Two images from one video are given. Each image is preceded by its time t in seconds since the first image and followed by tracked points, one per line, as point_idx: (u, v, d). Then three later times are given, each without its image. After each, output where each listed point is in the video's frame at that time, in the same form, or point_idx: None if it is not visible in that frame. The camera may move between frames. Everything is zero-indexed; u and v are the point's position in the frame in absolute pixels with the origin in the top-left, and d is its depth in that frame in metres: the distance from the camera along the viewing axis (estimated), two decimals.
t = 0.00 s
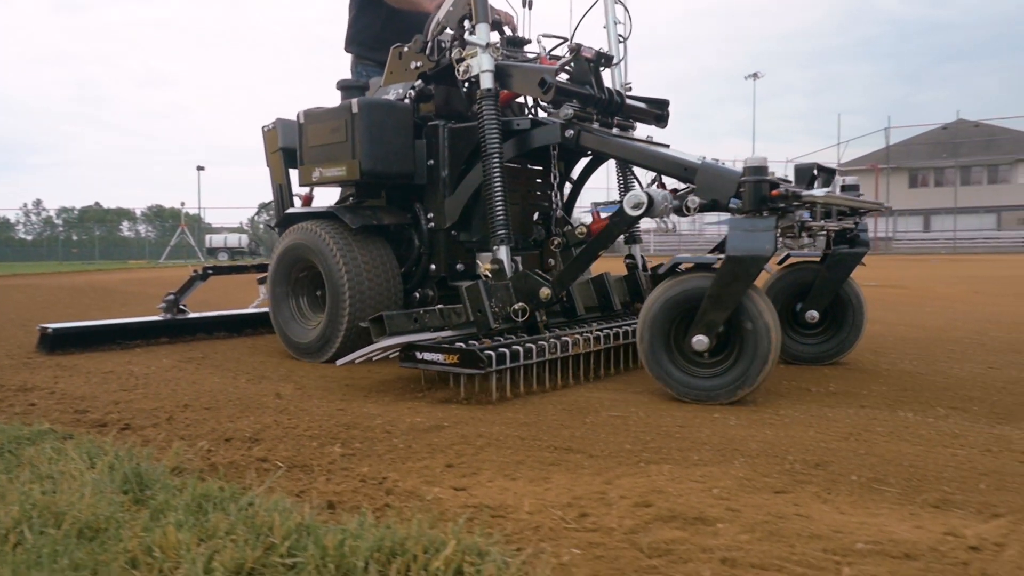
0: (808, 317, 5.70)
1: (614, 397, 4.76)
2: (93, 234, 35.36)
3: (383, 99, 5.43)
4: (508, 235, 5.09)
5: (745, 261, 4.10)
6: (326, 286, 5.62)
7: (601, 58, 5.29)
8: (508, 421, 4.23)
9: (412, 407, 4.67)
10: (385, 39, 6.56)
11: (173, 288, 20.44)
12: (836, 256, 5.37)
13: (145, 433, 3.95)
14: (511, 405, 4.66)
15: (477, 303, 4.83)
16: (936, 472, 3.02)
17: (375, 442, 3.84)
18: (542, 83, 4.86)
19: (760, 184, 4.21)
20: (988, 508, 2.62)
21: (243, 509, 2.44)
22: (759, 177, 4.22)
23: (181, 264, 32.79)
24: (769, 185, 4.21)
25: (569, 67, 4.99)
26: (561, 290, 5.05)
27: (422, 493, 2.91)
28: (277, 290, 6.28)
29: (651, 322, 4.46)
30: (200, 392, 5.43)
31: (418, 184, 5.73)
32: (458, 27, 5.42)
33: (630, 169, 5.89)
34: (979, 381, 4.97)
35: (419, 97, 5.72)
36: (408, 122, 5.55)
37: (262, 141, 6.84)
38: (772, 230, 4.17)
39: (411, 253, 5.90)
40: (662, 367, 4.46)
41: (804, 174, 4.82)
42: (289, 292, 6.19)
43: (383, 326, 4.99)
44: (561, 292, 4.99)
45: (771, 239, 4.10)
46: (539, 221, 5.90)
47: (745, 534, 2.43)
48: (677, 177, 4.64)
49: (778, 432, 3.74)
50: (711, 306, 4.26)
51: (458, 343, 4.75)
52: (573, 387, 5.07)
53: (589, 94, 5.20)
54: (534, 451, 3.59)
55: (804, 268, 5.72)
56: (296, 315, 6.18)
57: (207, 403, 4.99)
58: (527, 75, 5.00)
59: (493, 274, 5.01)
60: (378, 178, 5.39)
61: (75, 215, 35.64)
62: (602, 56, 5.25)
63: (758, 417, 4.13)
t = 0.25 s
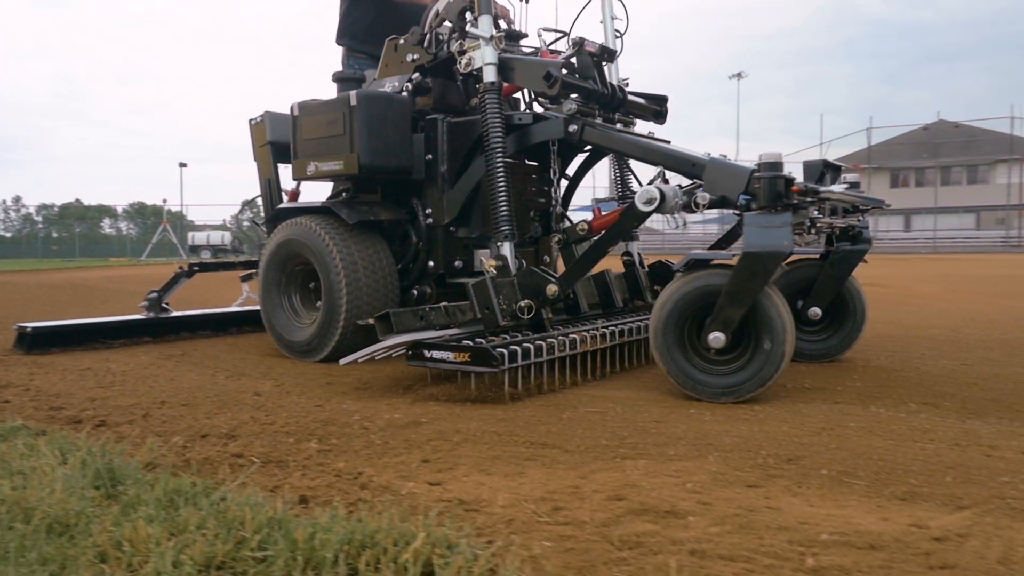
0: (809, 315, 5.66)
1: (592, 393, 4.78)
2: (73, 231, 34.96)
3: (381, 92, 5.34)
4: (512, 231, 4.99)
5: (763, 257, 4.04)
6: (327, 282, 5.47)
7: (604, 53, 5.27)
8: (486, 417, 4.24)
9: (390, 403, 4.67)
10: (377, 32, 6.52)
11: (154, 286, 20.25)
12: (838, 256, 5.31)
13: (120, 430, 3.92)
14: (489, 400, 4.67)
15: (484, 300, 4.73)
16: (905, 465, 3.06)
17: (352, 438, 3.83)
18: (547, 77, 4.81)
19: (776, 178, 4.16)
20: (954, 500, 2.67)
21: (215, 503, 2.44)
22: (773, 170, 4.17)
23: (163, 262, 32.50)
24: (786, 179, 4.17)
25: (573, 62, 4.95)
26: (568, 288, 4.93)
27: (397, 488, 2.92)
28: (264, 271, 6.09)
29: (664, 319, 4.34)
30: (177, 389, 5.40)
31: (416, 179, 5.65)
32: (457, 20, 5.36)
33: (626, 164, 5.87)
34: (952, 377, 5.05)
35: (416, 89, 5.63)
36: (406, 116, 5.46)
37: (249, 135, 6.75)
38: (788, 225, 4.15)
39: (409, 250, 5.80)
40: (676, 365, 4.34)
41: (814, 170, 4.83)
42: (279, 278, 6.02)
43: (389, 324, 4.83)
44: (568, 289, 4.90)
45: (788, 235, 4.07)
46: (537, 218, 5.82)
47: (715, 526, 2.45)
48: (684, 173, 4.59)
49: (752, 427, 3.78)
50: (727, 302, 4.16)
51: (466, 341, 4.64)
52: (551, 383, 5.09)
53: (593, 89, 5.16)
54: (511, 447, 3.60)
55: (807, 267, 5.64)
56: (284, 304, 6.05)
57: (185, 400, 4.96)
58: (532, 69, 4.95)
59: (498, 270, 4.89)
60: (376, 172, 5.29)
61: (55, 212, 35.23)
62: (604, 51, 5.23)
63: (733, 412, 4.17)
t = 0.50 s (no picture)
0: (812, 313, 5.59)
1: (569, 389, 4.81)
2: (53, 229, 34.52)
3: (380, 85, 5.24)
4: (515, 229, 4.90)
5: (781, 255, 3.96)
6: (325, 285, 5.34)
7: (608, 49, 5.28)
8: (464, 413, 4.25)
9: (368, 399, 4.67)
10: (369, 26, 6.48)
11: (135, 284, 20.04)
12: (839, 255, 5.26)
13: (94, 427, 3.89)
14: (468, 397, 4.67)
15: (491, 299, 4.66)
16: (875, 461, 3.10)
17: (328, 434, 3.83)
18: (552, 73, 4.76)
19: (790, 177, 4.09)
20: (920, 494, 2.71)
21: (186, 499, 2.43)
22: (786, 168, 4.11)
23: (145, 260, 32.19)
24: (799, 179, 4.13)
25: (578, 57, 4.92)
26: (573, 285, 4.94)
27: (371, 484, 2.92)
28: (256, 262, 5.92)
29: (678, 319, 4.25)
30: (153, 386, 5.36)
31: (414, 175, 5.51)
32: (457, 14, 5.27)
33: (624, 162, 5.83)
34: (925, 375, 5.11)
35: (414, 83, 5.52)
36: (405, 111, 5.37)
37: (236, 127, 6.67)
38: (805, 222, 4.06)
39: (406, 249, 5.68)
40: (690, 365, 4.26)
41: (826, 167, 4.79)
42: (273, 272, 5.86)
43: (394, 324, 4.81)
44: (574, 287, 4.86)
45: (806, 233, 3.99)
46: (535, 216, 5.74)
47: (686, 520, 2.47)
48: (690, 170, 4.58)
49: (726, 423, 3.81)
50: (743, 301, 4.10)
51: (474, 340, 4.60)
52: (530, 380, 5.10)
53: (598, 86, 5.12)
54: (487, 443, 3.61)
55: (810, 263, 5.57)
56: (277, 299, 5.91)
57: (161, 398, 4.94)
58: (536, 64, 4.90)
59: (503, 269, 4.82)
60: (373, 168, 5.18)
61: (34, 209, 34.81)
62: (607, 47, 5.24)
63: (709, 409, 4.19)
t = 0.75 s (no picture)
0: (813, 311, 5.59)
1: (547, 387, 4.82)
2: (32, 227, 34.11)
3: (381, 81, 5.14)
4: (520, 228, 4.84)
5: (798, 255, 3.98)
6: (325, 294, 5.22)
7: (611, 48, 5.22)
8: (441, 412, 4.25)
9: (345, 398, 4.66)
10: (361, 20, 6.47)
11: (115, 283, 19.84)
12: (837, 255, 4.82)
13: (67, 427, 3.86)
14: (445, 395, 4.67)
15: (502, 298, 4.64)
16: (846, 457, 3.14)
17: (304, 433, 3.82)
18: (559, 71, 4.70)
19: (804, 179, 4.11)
20: (887, 490, 2.75)
21: (156, 497, 2.42)
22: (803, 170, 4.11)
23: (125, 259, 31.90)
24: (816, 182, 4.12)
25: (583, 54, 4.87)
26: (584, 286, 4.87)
27: (345, 482, 2.92)
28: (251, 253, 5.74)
29: (694, 319, 4.21)
30: (129, 386, 5.31)
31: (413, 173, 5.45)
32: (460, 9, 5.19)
33: (621, 161, 5.82)
34: (899, 373, 5.18)
35: (413, 80, 5.48)
36: (404, 107, 5.30)
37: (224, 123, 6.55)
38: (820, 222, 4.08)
39: (406, 248, 5.60)
40: (706, 366, 4.22)
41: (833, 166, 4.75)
42: (268, 267, 5.69)
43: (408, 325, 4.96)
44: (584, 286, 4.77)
45: (823, 231, 4.01)
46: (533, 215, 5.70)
47: (657, 516, 2.49)
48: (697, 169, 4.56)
49: (700, 421, 3.84)
50: (761, 300, 4.06)
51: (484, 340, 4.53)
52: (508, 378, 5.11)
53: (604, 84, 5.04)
54: (464, 441, 3.61)
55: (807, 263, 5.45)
56: (270, 294, 5.76)
57: (137, 397, 4.90)
58: (542, 61, 4.84)
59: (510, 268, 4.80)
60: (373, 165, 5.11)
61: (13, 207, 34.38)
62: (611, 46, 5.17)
63: (684, 407, 4.22)
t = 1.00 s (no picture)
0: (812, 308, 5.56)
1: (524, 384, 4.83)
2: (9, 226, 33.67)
3: (381, 77, 5.01)
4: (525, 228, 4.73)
5: (815, 253, 3.96)
6: (326, 309, 5.11)
7: (614, 47, 5.24)
8: (418, 411, 4.25)
9: (321, 396, 4.64)
10: (353, 14, 6.46)
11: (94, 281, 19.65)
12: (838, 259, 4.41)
13: (38, 426, 3.82)
14: (422, 394, 4.67)
15: (512, 299, 4.55)
16: (818, 454, 3.18)
17: (280, 432, 3.80)
18: (567, 69, 4.62)
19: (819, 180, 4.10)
20: (856, 486, 2.79)
21: (125, 497, 2.40)
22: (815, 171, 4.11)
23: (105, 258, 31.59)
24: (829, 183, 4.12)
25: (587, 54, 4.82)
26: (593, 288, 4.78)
27: (318, 481, 2.91)
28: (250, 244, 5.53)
29: (709, 318, 4.17)
30: (103, 385, 5.27)
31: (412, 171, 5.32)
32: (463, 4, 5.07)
33: (619, 161, 5.77)
34: (872, 371, 5.24)
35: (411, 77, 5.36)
36: (405, 104, 5.15)
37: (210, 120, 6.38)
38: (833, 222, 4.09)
39: (405, 247, 5.47)
40: (720, 365, 4.19)
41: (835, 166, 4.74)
42: (265, 265, 5.52)
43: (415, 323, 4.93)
44: (593, 285, 4.68)
45: (836, 231, 4.00)
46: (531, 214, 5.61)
47: (627, 513, 2.51)
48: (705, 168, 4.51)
49: (675, 419, 3.87)
50: (777, 301, 4.03)
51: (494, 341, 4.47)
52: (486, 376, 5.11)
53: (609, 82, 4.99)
54: (440, 440, 3.61)
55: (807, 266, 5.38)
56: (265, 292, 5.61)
57: (111, 397, 4.86)
58: (548, 60, 4.75)
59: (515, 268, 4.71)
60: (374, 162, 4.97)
61: None
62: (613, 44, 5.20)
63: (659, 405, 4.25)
